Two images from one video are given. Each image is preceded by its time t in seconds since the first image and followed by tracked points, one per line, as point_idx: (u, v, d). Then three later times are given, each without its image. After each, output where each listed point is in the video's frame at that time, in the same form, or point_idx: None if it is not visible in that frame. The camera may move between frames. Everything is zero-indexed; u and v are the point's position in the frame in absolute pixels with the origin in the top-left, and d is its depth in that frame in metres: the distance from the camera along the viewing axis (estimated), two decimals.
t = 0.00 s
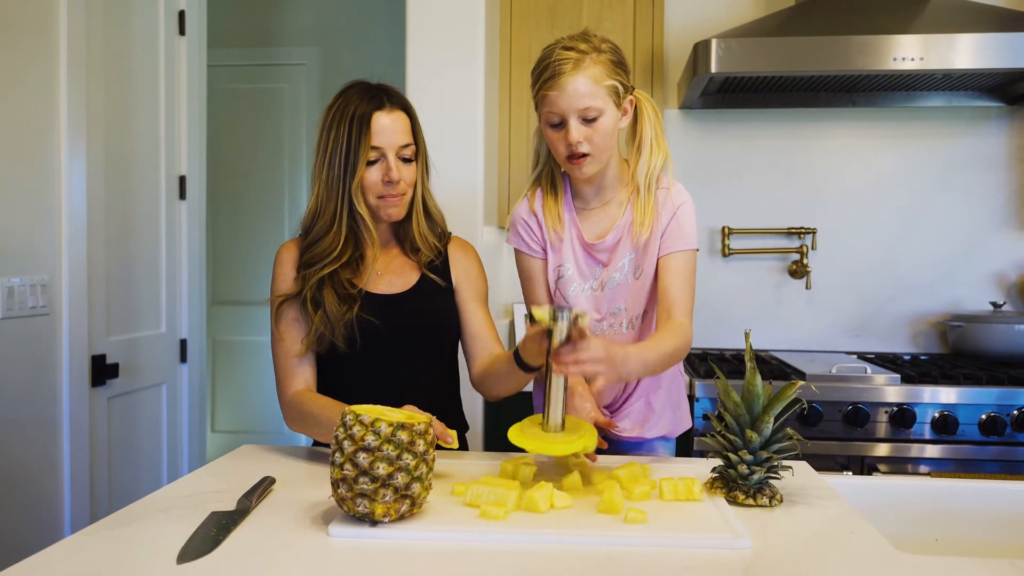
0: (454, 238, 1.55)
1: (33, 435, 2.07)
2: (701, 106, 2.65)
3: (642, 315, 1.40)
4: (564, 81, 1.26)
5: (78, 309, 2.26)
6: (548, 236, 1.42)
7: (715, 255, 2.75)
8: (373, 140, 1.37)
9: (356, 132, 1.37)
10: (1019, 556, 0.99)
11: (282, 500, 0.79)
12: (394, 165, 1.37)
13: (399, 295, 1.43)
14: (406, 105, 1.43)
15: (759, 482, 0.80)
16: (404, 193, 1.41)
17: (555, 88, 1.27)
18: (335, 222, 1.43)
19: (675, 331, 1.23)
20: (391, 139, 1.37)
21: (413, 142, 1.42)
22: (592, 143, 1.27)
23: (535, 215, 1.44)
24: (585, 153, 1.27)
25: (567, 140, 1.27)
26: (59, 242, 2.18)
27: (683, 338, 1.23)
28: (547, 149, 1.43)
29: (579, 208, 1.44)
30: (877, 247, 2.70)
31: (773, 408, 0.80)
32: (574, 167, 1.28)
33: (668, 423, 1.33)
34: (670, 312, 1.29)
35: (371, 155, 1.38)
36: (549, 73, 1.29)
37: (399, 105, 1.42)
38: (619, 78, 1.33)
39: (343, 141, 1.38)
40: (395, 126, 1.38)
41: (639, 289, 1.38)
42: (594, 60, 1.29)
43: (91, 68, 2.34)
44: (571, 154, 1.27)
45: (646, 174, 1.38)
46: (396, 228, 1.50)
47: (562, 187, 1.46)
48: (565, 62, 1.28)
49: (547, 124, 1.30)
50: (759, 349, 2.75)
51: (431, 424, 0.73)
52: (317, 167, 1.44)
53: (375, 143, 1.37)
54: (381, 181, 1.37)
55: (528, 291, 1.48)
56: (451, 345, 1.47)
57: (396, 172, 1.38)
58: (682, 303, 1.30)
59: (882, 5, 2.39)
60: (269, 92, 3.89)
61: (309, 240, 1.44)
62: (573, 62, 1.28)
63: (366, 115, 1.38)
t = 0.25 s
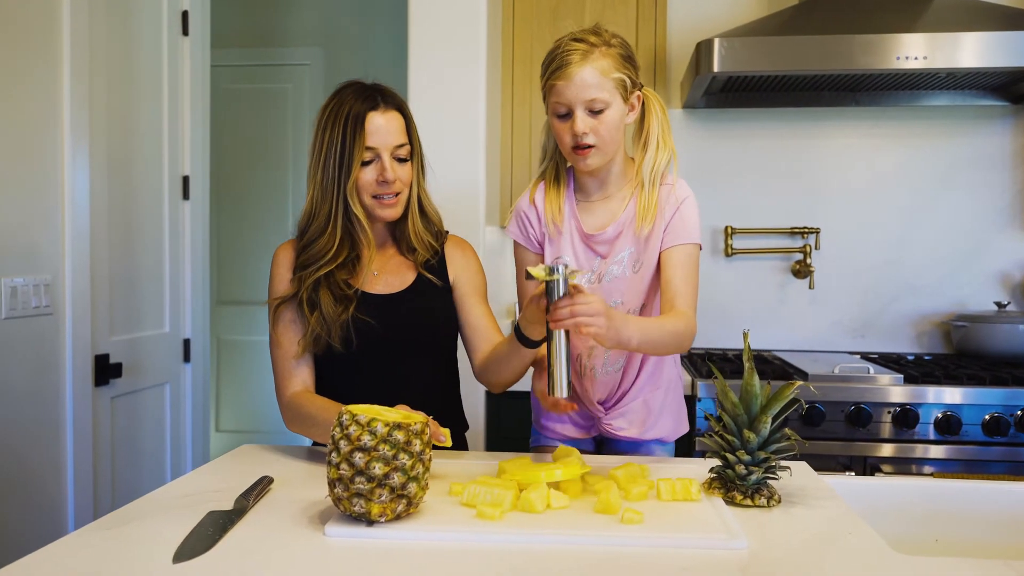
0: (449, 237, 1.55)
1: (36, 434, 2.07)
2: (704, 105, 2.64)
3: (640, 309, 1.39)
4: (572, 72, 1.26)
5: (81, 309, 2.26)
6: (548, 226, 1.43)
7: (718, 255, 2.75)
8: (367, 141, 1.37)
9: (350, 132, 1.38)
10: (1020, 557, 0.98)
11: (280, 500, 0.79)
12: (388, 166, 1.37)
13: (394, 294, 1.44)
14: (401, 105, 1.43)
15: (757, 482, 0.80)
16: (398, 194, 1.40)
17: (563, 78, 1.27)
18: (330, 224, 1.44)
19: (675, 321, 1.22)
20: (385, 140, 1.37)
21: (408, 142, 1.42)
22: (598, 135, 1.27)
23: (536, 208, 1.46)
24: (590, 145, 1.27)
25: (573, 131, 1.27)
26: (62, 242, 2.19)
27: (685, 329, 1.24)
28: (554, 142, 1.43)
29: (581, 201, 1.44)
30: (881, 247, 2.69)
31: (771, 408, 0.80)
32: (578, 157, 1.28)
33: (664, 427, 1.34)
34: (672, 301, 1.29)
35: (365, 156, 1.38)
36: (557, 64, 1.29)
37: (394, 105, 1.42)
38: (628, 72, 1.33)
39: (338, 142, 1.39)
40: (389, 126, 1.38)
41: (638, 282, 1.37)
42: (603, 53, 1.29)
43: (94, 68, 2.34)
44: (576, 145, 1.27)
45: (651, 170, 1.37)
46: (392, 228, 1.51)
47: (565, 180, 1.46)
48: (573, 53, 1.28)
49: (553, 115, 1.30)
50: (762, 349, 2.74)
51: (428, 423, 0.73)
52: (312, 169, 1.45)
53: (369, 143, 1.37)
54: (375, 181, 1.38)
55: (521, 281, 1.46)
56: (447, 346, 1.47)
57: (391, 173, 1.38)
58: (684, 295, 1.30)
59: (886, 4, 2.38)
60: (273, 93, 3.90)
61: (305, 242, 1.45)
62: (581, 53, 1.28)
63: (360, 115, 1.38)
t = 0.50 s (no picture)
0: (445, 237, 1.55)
1: (38, 434, 2.08)
2: (704, 105, 2.64)
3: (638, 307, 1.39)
4: (576, 70, 1.26)
5: (82, 309, 2.27)
6: (548, 222, 1.43)
7: (719, 255, 2.74)
8: (361, 143, 1.37)
9: (345, 133, 1.38)
10: (1016, 559, 0.98)
11: (274, 501, 0.79)
12: (382, 168, 1.37)
13: (390, 294, 1.44)
14: (397, 107, 1.44)
15: (752, 483, 0.80)
16: (393, 195, 1.41)
17: (567, 76, 1.27)
18: (325, 225, 1.44)
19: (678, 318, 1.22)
20: (379, 142, 1.37)
21: (403, 144, 1.43)
22: (601, 134, 1.27)
23: (536, 203, 1.45)
24: (592, 143, 1.27)
25: (575, 129, 1.27)
26: (63, 242, 2.20)
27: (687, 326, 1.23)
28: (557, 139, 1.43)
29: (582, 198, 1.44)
30: (882, 247, 2.69)
31: (765, 409, 0.80)
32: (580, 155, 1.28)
33: (658, 426, 1.34)
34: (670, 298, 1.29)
35: (359, 157, 1.38)
36: (562, 62, 1.30)
37: (389, 107, 1.42)
38: (632, 72, 1.33)
39: (332, 143, 1.39)
40: (384, 128, 1.38)
41: (637, 280, 1.37)
42: (608, 52, 1.29)
43: (95, 68, 2.35)
44: (578, 143, 1.28)
45: (653, 170, 1.37)
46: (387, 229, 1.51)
47: (567, 178, 1.46)
48: (577, 52, 1.28)
49: (556, 113, 1.30)
50: (763, 349, 2.74)
51: (422, 424, 0.73)
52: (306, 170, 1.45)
53: (363, 145, 1.37)
54: (369, 183, 1.38)
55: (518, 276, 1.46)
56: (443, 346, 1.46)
57: (384, 175, 1.38)
58: (684, 293, 1.29)
59: (887, 4, 2.38)
60: (275, 93, 3.90)
61: (299, 243, 1.45)
62: (585, 52, 1.28)
63: (355, 117, 1.38)
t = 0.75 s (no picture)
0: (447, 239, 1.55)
1: (43, 433, 2.09)
2: (708, 105, 2.63)
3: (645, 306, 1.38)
4: (580, 73, 1.25)
5: (86, 309, 2.27)
6: (553, 224, 1.40)
7: (723, 255, 2.74)
8: (361, 143, 1.38)
9: (346, 133, 1.38)
10: (1016, 559, 0.98)
11: (273, 500, 0.79)
12: (382, 168, 1.38)
13: (389, 294, 1.44)
14: (397, 107, 1.44)
15: (749, 483, 0.80)
16: (393, 195, 1.41)
17: (570, 79, 1.26)
18: (325, 225, 1.44)
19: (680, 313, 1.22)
20: (380, 142, 1.38)
21: (403, 145, 1.43)
22: (604, 135, 1.27)
23: (542, 207, 1.42)
24: (597, 144, 1.27)
25: (579, 131, 1.27)
26: (67, 242, 2.20)
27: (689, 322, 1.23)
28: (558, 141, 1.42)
29: (585, 200, 1.42)
30: (886, 247, 2.68)
31: (764, 409, 0.79)
32: (585, 156, 1.28)
33: (662, 426, 1.33)
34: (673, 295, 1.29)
35: (359, 158, 1.38)
36: (565, 64, 1.28)
37: (389, 107, 1.42)
38: (635, 73, 1.31)
39: (332, 143, 1.39)
40: (384, 128, 1.39)
41: (644, 279, 1.36)
42: (611, 54, 1.28)
43: (99, 68, 2.35)
44: (583, 145, 1.28)
45: (656, 170, 1.36)
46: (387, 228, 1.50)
47: (569, 180, 1.44)
48: (581, 53, 1.27)
49: (560, 115, 1.30)
50: (766, 350, 2.73)
51: (419, 424, 0.73)
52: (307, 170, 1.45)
53: (363, 146, 1.38)
54: (369, 183, 1.38)
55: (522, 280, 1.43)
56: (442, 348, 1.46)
57: (384, 175, 1.38)
58: (686, 288, 1.29)
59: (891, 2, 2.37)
60: (280, 93, 3.91)
61: (299, 243, 1.46)
62: (589, 54, 1.26)
63: (356, 117, 1.39)
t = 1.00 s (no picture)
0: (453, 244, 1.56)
1: (49, 433, 2.11)
2: (712, 105, 2.63)
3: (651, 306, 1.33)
4: (593, 72, 1.20)
5: (92, 309, 2.29)
6: (559, 225, 1.34)
7: (727, 255, 2.73)
8: (366, 145, 1.37)
9: (351, 134, 1.38)
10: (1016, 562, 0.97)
11: (272, 501, 0.80)
12: (388, 170, 1.37)
13: (395, 296, 1.45)
14: (403, 109, 1.44)
15: (747, 485, 0.79)
16: (397, 197, 1.41)
17: (583, 77, 1.21)
18: (330, 226, 1.45)
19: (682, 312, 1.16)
20: (386, 145, 1.37)
21: (409, 147, 1.42)
22: (615, 135, 1.21)
23: (548, 206, 1.36)
24: (608, 143, 1.21)
25: (589, 129, 1.21)
26: (73, 243, 2.22)
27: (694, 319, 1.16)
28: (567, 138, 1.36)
29: (592, 200, 1.37)
30: (891, 247, 2.67)
31: (760, 411, 0.78)
32: (595, 155, 1.23)
33: (664, 426, 1.33)
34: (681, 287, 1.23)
35: (364, 160, 1.38)
36: (577, 63, 1.23)
37: (395, 109, 1.42)
38: (646, 75, 1.28)
39: (338, 145, 1.39)
40: (390, 130, 1.38)
41: (649, 279, 1.31)
42: (624, 54, 1.23)
43: (104, 69, 2.36)
44: (592, 143, 1.22)
45: (664, 175, 1.30)
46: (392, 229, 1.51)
47: (576, 179, 1.39)
48: (594, 53, 1.22)
49: (571, 114, 1.25)
50: (770, 350, 2.72)
51: (415, 425, 0.73)
52: (312, 170, 1.45)
53: (368, 147, 1.37)
54: (374, 185, 1.38)
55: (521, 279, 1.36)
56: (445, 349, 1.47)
57: (390, 177, 1.37)
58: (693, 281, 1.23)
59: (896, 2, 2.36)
60: (287, 94, 3.93)
61: (304, 243, 1.46)
62: (603, 53, 1.22)
63: (362, 118, 1.38)
